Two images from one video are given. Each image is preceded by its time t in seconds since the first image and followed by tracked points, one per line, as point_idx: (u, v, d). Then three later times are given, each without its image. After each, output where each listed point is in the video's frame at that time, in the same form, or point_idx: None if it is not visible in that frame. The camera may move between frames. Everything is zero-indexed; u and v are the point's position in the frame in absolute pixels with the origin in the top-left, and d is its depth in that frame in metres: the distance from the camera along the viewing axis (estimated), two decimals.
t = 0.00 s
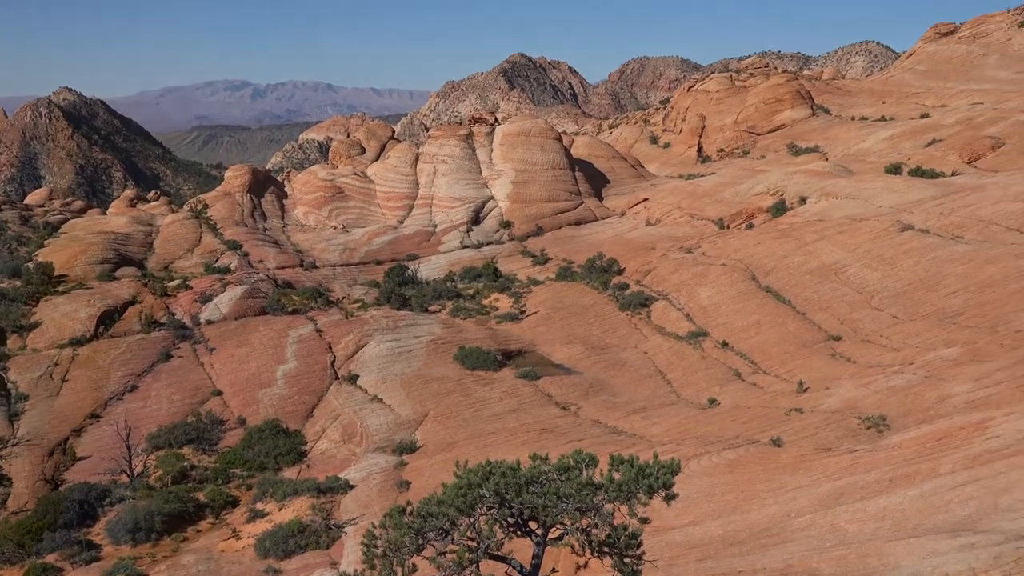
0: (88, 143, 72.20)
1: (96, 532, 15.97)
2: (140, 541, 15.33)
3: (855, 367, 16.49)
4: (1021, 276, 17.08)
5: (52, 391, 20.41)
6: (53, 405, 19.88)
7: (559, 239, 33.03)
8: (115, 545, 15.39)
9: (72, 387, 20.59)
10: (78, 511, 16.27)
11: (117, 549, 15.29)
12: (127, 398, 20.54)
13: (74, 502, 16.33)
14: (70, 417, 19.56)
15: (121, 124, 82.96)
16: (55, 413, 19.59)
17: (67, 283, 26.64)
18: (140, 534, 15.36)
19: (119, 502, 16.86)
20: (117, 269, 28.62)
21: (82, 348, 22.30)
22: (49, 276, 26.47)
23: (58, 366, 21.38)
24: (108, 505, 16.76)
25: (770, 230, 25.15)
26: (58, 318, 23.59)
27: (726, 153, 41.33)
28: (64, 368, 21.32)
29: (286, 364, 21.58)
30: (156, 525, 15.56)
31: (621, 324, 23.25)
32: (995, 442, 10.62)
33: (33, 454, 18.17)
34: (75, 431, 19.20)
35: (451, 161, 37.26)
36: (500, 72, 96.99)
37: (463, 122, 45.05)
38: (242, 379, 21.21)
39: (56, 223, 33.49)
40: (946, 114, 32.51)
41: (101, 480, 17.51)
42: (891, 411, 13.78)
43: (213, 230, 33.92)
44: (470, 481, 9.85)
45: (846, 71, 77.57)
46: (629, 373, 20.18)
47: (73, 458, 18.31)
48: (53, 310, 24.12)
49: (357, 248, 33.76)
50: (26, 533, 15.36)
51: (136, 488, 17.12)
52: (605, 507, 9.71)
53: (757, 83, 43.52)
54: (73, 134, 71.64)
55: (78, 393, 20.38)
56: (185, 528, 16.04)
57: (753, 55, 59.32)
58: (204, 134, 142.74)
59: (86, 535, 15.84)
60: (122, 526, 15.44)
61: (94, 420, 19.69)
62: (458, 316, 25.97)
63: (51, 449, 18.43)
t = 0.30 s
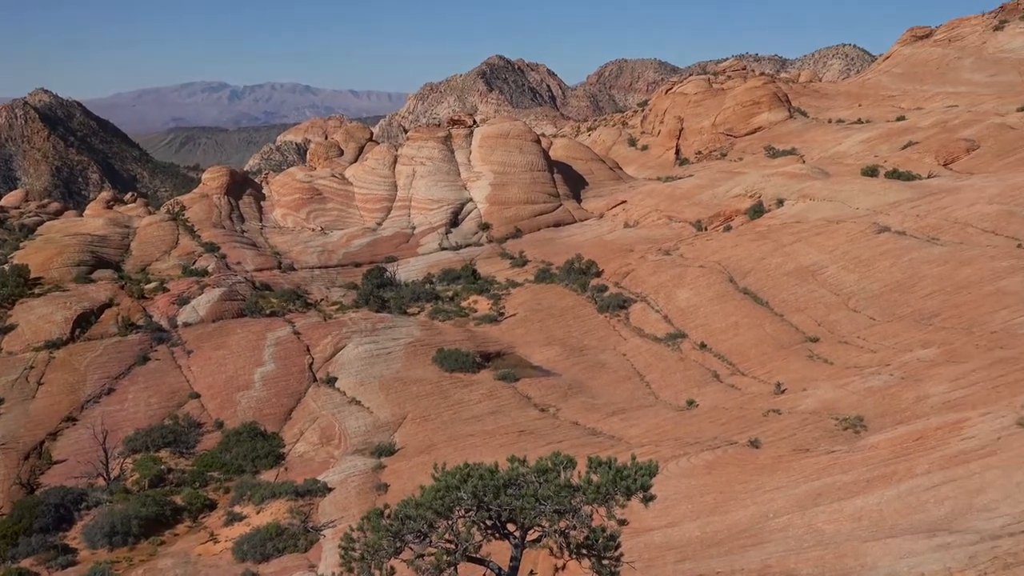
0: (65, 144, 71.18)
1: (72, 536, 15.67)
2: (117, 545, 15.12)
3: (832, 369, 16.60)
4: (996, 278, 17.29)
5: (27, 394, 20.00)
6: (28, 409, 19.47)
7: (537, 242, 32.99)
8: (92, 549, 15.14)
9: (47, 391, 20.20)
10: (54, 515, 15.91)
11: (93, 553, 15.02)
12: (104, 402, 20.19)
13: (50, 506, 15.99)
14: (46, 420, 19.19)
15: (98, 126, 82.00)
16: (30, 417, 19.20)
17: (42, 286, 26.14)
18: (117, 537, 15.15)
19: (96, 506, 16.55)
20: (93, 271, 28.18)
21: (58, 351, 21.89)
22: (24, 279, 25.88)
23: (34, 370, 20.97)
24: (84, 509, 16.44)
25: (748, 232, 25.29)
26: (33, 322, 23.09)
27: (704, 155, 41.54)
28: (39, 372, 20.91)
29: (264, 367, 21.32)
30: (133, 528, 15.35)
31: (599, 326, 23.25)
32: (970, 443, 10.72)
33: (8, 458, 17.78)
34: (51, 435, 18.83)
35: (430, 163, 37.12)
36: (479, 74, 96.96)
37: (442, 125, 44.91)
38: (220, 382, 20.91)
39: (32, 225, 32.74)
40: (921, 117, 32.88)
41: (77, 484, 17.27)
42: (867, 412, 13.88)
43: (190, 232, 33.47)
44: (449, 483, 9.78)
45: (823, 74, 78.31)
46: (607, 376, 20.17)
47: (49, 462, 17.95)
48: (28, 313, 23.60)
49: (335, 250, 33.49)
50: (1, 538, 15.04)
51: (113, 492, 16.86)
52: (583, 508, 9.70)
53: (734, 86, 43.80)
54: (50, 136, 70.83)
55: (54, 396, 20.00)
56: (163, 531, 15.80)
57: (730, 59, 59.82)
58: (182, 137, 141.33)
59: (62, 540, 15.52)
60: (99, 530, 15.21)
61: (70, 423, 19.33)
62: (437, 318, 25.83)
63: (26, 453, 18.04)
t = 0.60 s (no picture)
0: (40, 147, 69.50)
1: (48, 541, 15.37)
2: (94, 550, 14.83)
3: (810, 370, 16.70)
4: (971, 280, 17.50)
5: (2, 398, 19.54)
6: (3, 413, 19.05)
7: (516, 244, 32.94)
8: (68, 554, 14.85)
9: (23, 394, 19.77)
10: (30, 520, 15.61)
11: (69, 558, 14.71)
12: (81, 405, 19.85)
13: (26, 510, 15.66)
14: (21, 424, 18.84)
15: (74, 128, 81.13)
16: (5, 421, 18.78)
17: (18, 289, 25.65)
18: (94, 542, 14.86)
19: (73, 510, 16.22)
20: (70, 274, 27.80)
21: (33, 354, 21.40)
22: None
23: (9, 373, 20.47)
24: (61, 514, 16.12)
25: (727, 233, 25.41)
26: (7, 325, 22.42)
27: (682, 157, 41.73)
28: (15, 375, 20.42)
29: (242, 370, 21.06)
30: (110, 533, 15.07)
31: (578, 328, 23.24)
32: (946, 444, 10.81)
33: None
34: (26, 439, 18.50)
35: (408, 165, 36.96)
36: (458, 77, 96.86)
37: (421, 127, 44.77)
38: (198, 386, 20.62)
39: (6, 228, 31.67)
40: (898, 120, 33.26)
41: (54, 488, 16.97)
42: (845, 413, 13.98)
43: (168, 234, 33.04)
44: (427, 486, 9.74)
45: (800, 77, 79.05)
46: (586, 378, 20.15)
47: (25, 466, 17.62)
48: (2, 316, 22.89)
49: (313, 253, 33.23)
50: None
51: (90, 496, 16.56)
52: (562, 511, 9.64)
53: (712, 89, 44.05)
54: (24, 138, 68.54)
55: (30, 400, 19.59)
56: (140, 536, 15.53)
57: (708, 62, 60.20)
58: (159, 139, 140.07)
59: (38, 545, 15.21)
60: (75, 534, 14.92)
61: (46, 427, 18.99)
62: (416, 321, 25.69)
63: (2, 458, 17.69)
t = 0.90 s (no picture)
0: (17, 149, 68.49)
1: (25, 546, 15.07)
2: (72, 555, 14.56)
3: (790, 372, 16.79)
4: (948, 282, 17.71)
5: None
6: None
7: (496, 247, 32.88)
8: (45, 559, 14.59)
9: None
10: (5, 525, 15.33)
11: (46, 564, 14.44)
12: (58, 409, 19.54)
13: (1, 516, 15.36)
14: None
15: (51, 131, 79.83)
16: None
17: None
18: (71, 547, 14.58)
19: (50, 515, 15.91)
20: (46, 278, 27.38)
21: (9, 358, 21.06)
22: None
23: None
24: (37, 519, 15.80)
25: (706, 236, 25.54)
26: None
27: (662, 160, 41.92)
28: None
29: (221, 373, 20.80)
30: (88, 538, 14.80)
31: (558, 331, 23.22)
32: (924, 445, 10.90)
33: None
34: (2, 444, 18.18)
35: (388, 168, 36.79)
36: (437, 79, 96.74)
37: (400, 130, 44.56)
38: (176, 389, 20.34)
39: None
40: (876, 123, 33.62)
41: (30, 494, 16.66)
42: (824, 415, 14.07)
43: (146, 237, 32.61)
44: (406, 489, 9.64)
45: (779, 80, 79.80)
46: (566, 380, 20.13)
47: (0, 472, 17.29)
48: None
49: (293, 256, 32.96)
50: None
51: (67, 501, 16.24)
52: (541, 513, 9.65)
53: (691, 91, 44.29)
54: None
55: (6, 405, 19.25)
56: (119, 541, 15.28)
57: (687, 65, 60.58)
58: (137, 142, 138.64)
59: (13, 550, 14.92)
60: (52, 539, 14.65)
61: (23, 432, 18.69)
62: (396, 324, 25.54)
63: None
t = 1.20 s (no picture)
0: None
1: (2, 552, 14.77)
2: (50, 561, 14.33)
3: (770, 373, 16.87)
4: (926, 284, 17.91)
5: None
6: None
7: (477, 249, 32.81)
8: (23, 565, 14.33)
9: None
10: None
11: (24, 570, 14.19)
12: (36, 414, 19.23)
13: None
14: None
15: (29, 133, 78.54)
16: None
17: None
18: (50, 553, 14.34)
19: (28, 521, 15.62)
20: (23, 282, 26.99)
21: None
22: None
23: None
24: (16, 524, 15.52)
25: (686, 238, 25.65)
26: None
27: (642, 162, 42.08)
28: None
29: (201, 377, 20.52)
30: (67, 543, 14.55)
31: (539, 334, 23.18)
32: (904, 446, 10.97)
33: None
34: None
35: (368, 171, 36.59)
36: (417, 82, 96.58)
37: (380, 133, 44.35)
38: (156, 393, 20.04)
39: None
40: (855, 125, 33.97)
41: (8, 500, 16.37)
42: (804, 416, 14.15)
43: (124, 241, 32.18)
44: (386, 493, 9.62)
45: (758, 83, 80.53)
46: (548, 383, 20.08)
47: None
48: None
49: (273, 259, 32.66)
50: None
51: (46, 506, 15.97)
52: (522, 516, 9.66)
53: (671, 95, 44.53)
54: None
55: None
56: (98, 546, 15.05)
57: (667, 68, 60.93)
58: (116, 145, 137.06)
59: None
60: (31, 545, 14.39)
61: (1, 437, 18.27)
62: (376, 327, 25.37)
63: None
